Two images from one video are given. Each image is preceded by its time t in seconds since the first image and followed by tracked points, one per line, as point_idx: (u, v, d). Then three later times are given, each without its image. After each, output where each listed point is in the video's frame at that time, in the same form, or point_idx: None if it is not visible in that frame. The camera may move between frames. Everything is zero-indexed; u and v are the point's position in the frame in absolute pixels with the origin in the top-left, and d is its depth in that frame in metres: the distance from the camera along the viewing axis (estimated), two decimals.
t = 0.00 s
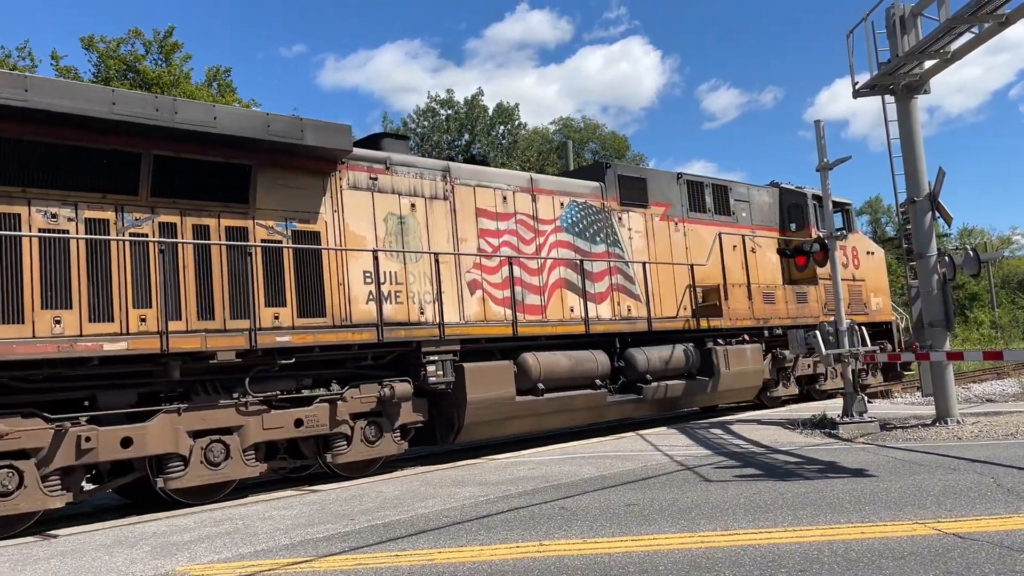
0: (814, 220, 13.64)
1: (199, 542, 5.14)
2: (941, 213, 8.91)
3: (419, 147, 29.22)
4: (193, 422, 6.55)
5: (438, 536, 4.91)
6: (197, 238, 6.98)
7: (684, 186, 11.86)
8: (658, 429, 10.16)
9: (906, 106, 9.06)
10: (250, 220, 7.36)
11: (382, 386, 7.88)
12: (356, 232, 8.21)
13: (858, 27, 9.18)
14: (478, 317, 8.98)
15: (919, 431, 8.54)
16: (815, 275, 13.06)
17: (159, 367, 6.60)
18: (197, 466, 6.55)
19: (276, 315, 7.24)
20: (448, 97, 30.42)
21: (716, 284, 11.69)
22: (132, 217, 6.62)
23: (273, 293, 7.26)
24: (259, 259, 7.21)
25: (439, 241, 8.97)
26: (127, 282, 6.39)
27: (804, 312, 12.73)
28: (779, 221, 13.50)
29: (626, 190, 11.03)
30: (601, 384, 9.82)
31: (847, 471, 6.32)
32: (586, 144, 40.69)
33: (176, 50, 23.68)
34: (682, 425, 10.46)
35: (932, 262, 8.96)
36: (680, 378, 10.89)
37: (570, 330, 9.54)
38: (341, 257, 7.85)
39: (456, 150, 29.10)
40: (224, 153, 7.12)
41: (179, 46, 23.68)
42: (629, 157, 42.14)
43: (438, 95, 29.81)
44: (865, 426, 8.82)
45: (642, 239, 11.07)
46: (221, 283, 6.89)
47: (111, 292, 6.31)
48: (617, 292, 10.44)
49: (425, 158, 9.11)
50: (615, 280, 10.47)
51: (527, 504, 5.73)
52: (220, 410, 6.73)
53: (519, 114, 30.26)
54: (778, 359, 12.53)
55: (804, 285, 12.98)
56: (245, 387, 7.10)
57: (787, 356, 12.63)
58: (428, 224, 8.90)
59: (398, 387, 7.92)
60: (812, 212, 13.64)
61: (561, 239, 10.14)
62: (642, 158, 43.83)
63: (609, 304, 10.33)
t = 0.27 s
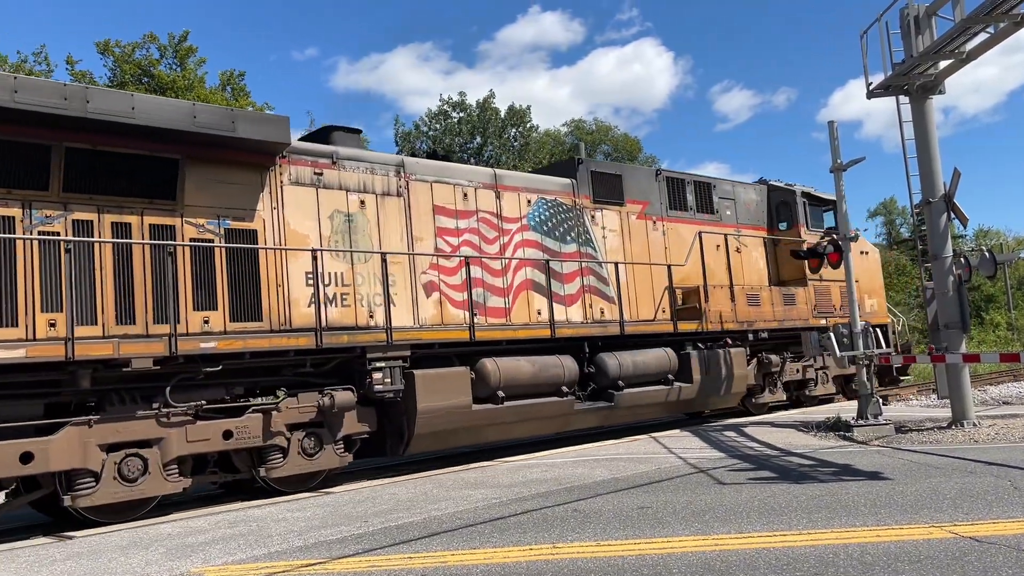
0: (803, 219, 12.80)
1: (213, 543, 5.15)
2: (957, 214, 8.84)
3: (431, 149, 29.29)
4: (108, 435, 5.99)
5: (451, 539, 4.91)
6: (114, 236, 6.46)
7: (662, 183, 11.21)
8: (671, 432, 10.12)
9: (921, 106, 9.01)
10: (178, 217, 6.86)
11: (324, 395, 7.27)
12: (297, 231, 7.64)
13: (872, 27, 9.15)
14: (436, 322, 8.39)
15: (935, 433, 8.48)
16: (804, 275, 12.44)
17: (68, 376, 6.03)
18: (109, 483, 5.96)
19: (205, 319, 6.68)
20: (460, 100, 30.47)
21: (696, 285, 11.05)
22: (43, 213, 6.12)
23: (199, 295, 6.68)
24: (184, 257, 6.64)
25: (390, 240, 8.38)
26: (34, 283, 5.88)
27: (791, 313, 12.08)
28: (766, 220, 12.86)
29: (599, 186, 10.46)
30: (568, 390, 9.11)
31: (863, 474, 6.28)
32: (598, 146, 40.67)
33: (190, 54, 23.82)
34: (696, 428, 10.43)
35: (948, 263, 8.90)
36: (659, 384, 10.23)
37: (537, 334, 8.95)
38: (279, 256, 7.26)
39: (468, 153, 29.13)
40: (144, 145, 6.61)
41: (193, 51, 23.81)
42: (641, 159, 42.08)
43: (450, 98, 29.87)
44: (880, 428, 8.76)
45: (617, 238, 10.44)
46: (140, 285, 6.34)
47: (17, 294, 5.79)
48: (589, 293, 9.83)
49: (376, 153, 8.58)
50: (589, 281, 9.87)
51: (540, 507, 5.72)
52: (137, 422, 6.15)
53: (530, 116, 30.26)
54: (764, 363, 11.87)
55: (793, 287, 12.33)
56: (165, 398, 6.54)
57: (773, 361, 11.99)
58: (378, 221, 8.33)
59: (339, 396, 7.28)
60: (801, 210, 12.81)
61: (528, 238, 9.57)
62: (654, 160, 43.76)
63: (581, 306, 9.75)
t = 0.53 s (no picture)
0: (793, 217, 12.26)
1: (228, 545, 5.18)
2: (973, 215, 8.77)
3: (444, 153, 29.37)
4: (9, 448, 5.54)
5: (465, 541, 4.92)
6: (20, 235, 5.99)
7: (639, 181, 10.78)
8: (685, 435, 10.10)
9: (937, 107, 8.95)
10: (96, 215, 6.40)
11: (254, 404, 6.75)
12: (229, 229, 7.14)
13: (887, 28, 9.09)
14: (386, 326, 7.85)
15: (952, 436, 8.42)
16: (790, 276, 11.88)
17: None
18: (5, 501, 5.48)
19: (125, 323, 6.22)
20: (473, 103, 30.54)
21: (673, 287, 10.57)
22: None
23: (115, 299, 6.22)
24: (104, 258, 6.23)
25: (335, 239, 7.84)
26: None
27: (776, 315, 11.57)
28: (753, 218, 12.38)
29: (570, 183, 9.96)
30: (530, 398, 8.66)
31: (879, 478, 6.24)
32: (611, 148, 40.65)
33: (206, 59, 23.99)
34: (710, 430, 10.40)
35: (964, 265, 8.83)
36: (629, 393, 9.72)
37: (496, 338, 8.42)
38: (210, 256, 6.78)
39: (481, 156, 29.18)
40: (55, 138, 6.14)
41: (208, 55, 23.98)
42: (654, 162, 42.02)
43: (463, 101, 29.94)
44: (896, 431, 8.70)
45: (589, 238, 9.97)
46: (52, 288, 5.91)
47: None
48: (557, 295, 9.32)
49: (322, 146, 8.06)
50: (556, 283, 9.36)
51: (553, 509, 5.72)
52: (42, 435, 5.70)
53: (543, 119, 30.28)
54: (747, 369, 11.35)
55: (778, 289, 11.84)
56: (74, 408, 6.07)
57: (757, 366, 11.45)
58: (322, 219, 7.80)
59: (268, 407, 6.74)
60: (789, 207, 12.25)
61: (489, 237, 9.07)
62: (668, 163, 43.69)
63: (548, 309, 9.22)
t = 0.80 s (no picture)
0: (781, 215, 11.52)
1: (246, 546, 5.21)
2: (992, 216, 8.70)
3: (459, 155, 29.45)
4: None
5: (480, 543, 4.93)
6: None
7: (614, 177, 10.21)
8: (701, 437, 10.06)
9: (955, 107, 8.89)
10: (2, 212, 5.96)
11: (174, 416, 6.27)
12: (153, 227, 6.65)
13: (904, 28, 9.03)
14: (331, 331, 7.37)
15: (971, 440, 8.34)
16: (776, 278, 11.31)
17: None
18: None
19: (32, 328, 5.79)
20: (487, 106, 30.59)
21: (648, 288, 9.98)
22: None
23: (24, 303, 5.82)
24: (5, 258, 5.79)
25: (274, 239, 7.33)
26: None
27: (762, 317, 10.87)
28: (738, 219, 11.70)
29: (536, 180, 9.43)
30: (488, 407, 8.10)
31: (897, 481, 6.19)
32: (625, 150, 40.61)
33: (222, 63, 24.16)
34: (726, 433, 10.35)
35: (983, 266, 8.76)
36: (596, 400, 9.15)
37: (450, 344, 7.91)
38: (129, 257, 6.34)
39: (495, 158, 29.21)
40: None
41: (225, 60, 24.15)
42: (669, 164, 41.94)
43: (477, 104, 30.00)
44: (914, 434, 8.63)
45: (557, 236, 9.46)
46: None
47: None
48: (522, 298, 8.84)
49: (260, 140, 7.55)
50: (519, 283, 8.85)
51: (568, 512, 5.71)
52: None
53: (557, 121, 30.29)
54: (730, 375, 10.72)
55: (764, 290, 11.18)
56: None
57: (739, 370, 10.86)
58: (261, 217, 7.30)
59: (191, 420, 6.25)
60: (777, 205, 11.53)
61: (447, 237, 8.55)
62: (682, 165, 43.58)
63: (511, 312, 8.74)
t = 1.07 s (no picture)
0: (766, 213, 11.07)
1: (265, 547, 5.24)
2: (1014, 217, 8.60)
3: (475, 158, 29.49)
4: None
5: (498, 545, 4.93)
6: None
7: (585, 173, 9.71)
8: (719, 440, 10.02)
9: (976, 107, 8.81)
10: None
11: (86, 424, 5.74)
12: (69, 224, 6.13)
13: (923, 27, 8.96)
14: (266, 335, 6.86)
15: (993, 443, 8.26)
16: (762, 278, 10.82)
17: None
18: None
19: None
20: (503, 109, 30.63)
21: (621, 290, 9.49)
22: None
23: None
24: None
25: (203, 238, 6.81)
26: None
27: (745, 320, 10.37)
28: (722, 216, 11.22)
29: (501, 175, 8.95)
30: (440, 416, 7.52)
31: (917, 484, 6.13)
32: (642, 152, 40.52)
33: (240, 67, 24.33)
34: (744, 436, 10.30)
35: (1005, 267, 8.67)
36: (567, 406, 8.59)
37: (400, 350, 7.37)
38: (40, 259, 5.86)
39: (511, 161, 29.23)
40: None
41: (243, 64, 24.31)
42: (686, 165, 41.80)
43: (493, 106, 30.04)
44: (935, 437, 8.56)
45: (523, 235, 8.97)
46: None
47: None
48: (483, 299, 8.38)
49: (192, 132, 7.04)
50: (481, 284, 8.39)
51: (585, 514, 5.69)
52: None
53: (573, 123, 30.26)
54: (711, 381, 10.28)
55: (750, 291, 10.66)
56: None
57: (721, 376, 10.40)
58: (190, 213, 6.77)
59: (103, 427, 5.71)
60: (763, 203, 11.06)
61: (401, 235, 8.04)
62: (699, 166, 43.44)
63: (472, 315, 8.27)
